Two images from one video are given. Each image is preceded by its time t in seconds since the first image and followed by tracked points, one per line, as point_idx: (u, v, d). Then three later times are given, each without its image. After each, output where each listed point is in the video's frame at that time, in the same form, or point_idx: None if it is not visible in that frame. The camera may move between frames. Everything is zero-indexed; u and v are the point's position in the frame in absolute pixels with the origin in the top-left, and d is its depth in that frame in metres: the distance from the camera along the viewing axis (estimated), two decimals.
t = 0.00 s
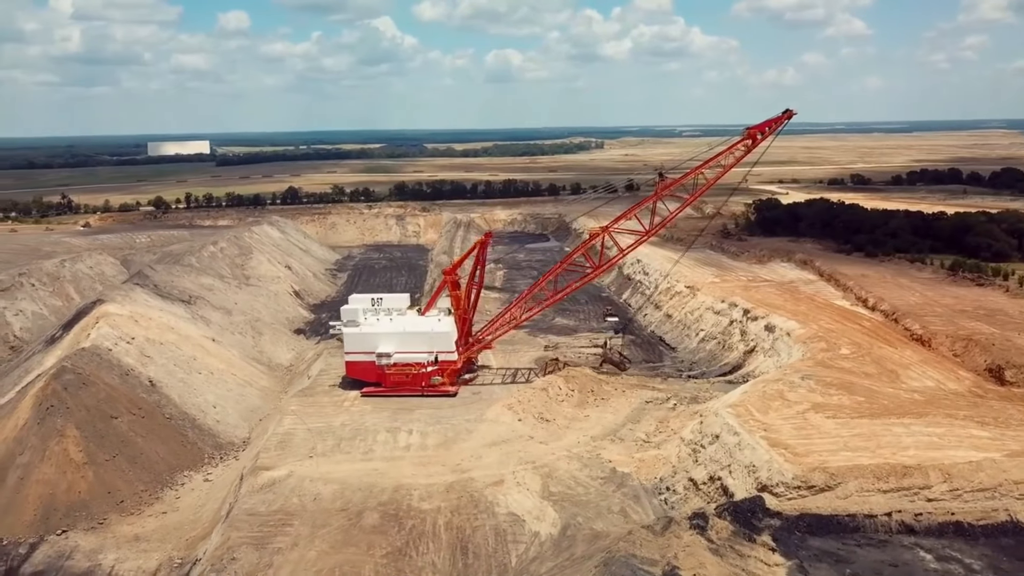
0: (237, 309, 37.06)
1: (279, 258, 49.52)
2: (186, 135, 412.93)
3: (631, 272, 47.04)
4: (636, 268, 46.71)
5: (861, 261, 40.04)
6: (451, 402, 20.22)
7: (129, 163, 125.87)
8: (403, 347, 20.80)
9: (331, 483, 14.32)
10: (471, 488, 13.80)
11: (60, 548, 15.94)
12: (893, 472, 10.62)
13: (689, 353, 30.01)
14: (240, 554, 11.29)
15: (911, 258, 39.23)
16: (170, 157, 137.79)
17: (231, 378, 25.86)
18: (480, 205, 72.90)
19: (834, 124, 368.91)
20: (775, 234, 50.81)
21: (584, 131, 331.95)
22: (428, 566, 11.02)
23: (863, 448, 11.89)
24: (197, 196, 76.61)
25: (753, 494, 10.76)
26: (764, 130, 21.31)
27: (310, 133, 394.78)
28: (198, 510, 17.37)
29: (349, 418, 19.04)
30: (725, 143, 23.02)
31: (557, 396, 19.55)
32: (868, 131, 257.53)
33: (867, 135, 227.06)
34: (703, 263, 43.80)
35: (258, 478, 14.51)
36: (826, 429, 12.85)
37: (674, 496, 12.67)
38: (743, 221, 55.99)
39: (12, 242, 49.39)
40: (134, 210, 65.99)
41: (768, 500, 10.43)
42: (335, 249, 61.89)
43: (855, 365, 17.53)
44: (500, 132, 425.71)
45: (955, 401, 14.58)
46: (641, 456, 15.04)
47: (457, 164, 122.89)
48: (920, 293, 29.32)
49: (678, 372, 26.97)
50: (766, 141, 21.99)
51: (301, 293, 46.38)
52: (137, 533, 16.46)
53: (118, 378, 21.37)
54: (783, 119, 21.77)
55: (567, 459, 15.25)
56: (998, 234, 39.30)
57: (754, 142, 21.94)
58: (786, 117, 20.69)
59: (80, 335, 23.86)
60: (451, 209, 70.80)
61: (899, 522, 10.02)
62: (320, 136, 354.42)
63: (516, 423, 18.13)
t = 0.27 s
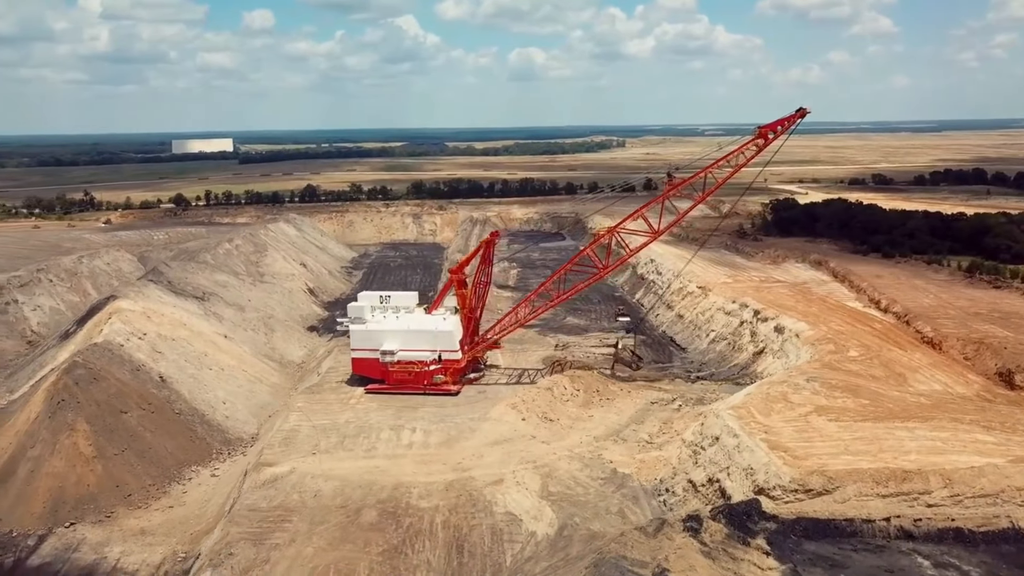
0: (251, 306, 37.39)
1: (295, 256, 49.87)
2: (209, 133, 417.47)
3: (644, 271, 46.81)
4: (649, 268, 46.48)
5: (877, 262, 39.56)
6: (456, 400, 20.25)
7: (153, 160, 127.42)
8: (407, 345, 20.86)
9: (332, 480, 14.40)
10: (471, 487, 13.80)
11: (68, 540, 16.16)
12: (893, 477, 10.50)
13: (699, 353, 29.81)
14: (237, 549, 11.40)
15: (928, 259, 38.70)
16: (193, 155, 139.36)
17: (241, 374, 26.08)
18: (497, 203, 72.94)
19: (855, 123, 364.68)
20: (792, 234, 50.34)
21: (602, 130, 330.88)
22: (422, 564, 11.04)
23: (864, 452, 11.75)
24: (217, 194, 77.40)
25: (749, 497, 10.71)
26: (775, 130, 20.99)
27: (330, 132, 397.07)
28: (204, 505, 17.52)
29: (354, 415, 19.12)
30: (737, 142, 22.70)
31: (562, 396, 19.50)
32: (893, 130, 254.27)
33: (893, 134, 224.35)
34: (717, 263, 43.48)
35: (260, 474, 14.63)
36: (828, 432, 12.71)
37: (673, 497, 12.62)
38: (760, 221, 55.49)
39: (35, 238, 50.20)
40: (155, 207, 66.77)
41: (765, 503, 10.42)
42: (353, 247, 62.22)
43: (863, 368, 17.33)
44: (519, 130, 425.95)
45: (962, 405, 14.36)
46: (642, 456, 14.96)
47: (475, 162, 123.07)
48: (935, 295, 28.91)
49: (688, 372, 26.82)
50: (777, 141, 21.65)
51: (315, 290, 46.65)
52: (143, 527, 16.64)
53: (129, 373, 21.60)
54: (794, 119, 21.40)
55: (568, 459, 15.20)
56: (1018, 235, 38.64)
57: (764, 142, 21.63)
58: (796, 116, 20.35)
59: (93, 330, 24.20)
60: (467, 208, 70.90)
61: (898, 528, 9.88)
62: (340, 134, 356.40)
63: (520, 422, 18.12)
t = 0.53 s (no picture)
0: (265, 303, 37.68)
1: (309, 254, 50.19)
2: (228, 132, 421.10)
3: (656, 272, 46.65)
4: (662, 269, 46.27)
5: (892, 265, 39.12)
6: (461, 399, 20.31)
7: (174, 158, 128.86)
8: (412, 344, 20.99)
9: (334, 478, 14.50)
10: (471, 486, 13.83)
11: (75, 533, 16.39)
12: (893, 482, 10.40)
13: (708, 355, 29.64)
14: (236, 545, 11.54)
15: (945, 262, 38.22)
16: (214, 154, 140.63)
17: (251, 372, 26.30)
18: (512, 202, 72.98)
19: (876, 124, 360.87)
20: (807, 236, 49.91)
21: (620, 131, 329.91)
22: (419, 563, 11.09)
23: (866, 457, 11.63)
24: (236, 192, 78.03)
25: (747, 499, 10.66)
26: (786, 129, 20.75)
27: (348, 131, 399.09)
28: (210, 501, 17.69)
29: (359, 413, 19.23)
30: (747, 143, 22.46)
31: (567, 396, 19.47)
32: (915, 131, 251.32)
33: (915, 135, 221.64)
34: (730, 265, 43.21)
35: (264, 471, 14.76)
36: (830, 436, 12.61)
37: (673, 499, 12.58)
38: (775, 222, 55.09)
39: (55, 234, 50.95)
40: (174, 204, 67.47)
41: (762, 507, 10.29)
42: (368, 246, 62.53)
43: (870, 371, 17.15)
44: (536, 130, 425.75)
45: (969, 410, 14.19)
46: (644, 458, 14.91)
47: (491, 162, 123.25)
48: (949, 299, 28.56)
49: (696, 374, 26.68)
50: (788, 141, 21.40)
51: (328, 288, 46.93)
52: (150, 521, 16.85)
53: (139, 369, 21.86)
54: (806, 120, 21.15)
55: (570, 460, 15.18)
56: None
57: (775, 142, 21.40)
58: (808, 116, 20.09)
59: (106, 326, 24.53)
60: (483, 207, 70.97)
61: (896, 533, 9.78)
62: (358, 133, 358.22)
63: (524, 422, 18.11)
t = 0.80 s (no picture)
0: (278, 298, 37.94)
1: (323, 252, 50.47)
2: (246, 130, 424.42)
3: (669, 272, 46.48)
4: (675, 269, 46.08)
5: (907, 267, 38.71)
6: (467, 398, 20.35)
7: (194, 156, 130.13)
8: (417, 342, 21.16)
9: (337, 475, 14.59)
10: (472, 485, 13.85)
11: (84, 526, 16.62)
12: (894, 486, 10.34)
13: (718, 357, 29.48)
14: (237, 540, 11.66)
15: (961, 264, 37.78)
16: (233, 152, 141.79)
17: (262, 368, 26.51)
18: (527, 201, 72.97)
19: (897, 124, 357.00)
20: (823, 237, 49.48)
21: (637, 130, 328.85)
22: (417, 561, 11.14)
23: (869, 460, 11.56)
24: (253, 190, 78.61)
25: (746, 502, 10.62)
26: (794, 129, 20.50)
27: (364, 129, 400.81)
28: (217, 496, 17.87)
29: (365, 411, 19.33)
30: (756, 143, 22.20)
31: (573, 397, 19.45)
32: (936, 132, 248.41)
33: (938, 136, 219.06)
34: (743, 265, 42.93)
35: (268, 467, 14.87)
36: (833, 439, 12.53)
37: (674, 501, 12.54)
38: (790, 223, 54.67)
39: (74, 231, 51.66)
40: (192, 202, 68.08)
41: (761, 509, 10.28)
42: (383, 244, 62.80)
43: (878, 374, 16.99)
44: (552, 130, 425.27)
45: (977, 415, 14.03)
46: (647, 459, 14.85)
47: (507, 161, 123.36)
48: (963, 302, 28.22)
49: (705, 375, 26.54)
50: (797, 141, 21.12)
51: (341, 286, 47.17)
52: (156, 515, 17.06)
53: (150, 365, 22.09)
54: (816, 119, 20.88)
55: (573, 460, 15.16)
56: None
57: (784, 142, 21.18)
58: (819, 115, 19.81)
59: (119, 322, 24.83)
60: (498, 206, 71.01)
61: (897, 538, 9.68)
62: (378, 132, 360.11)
63: (528, 422, 18.07)
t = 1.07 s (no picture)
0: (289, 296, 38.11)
1: (335, 251, 50.67)
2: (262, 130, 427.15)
3: (681, 273, 46.30)
4: (687, 270, 45.85)
5: (922, 269, 38.32)
6: (475, 398, 20.36)
7: (210, 155, 131.00)
8: (423, 341, 21.20)
9: (343, 473, 14.65)
10: (477, 485, 13.85)
11: (93, 522, 16.78)
12: (900, 490, 10.27)
13: (728, 358, 29.31)
14: (242, 538, 11.74)
15: (977, 266, 37.35)
16: (249, 150, 142.66)
17: (272, 366, 26.65)
18: (540, 201, 72.87)
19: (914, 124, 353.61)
20: (837, 238, 49.08)
21: (651, 130, 327.80)
22: (419, 560, 11.15)
23: (875, 464, 11.47)
24: (268, 188, 79.05)
25: (750, 505, 10.57)
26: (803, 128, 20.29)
27: (378, 129, 402.14)
28: (224, 494, 18.00)
29: (373, 410, 19.38)
30: (765, 144, 22.02)
31: (580, 398, 19.42)
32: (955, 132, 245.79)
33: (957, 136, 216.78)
34: (755, 267, 42.67)
35: (274, 466, 14.95)
36: (840, 443, 12.44)
37: (678, 503, 12.48)
38: (803, 224, 54.27)
39: (90, 229, 52.13)
40: (207, 200, 68.56)
41: (765, 513, 10.29)
42: (396, 243, 62.97)
43: (888, 377, 16.84)
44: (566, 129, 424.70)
45: (987, 419, 13.87)
46: (653, 461, 14.79)
47: (521, 160, 123.29)
48: (977, 304, 27.91)
49: (714, 376, 26.39)
50: (805, 142, 20.90)
51: (353, 285, 47.34)
52: (164, 512, 17.22)
53: (161, 362, 22.27)
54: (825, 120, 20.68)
55: (578, 460, 15.12)
56: None
57: (792, 142, 20.97)
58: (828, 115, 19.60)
59: (130, 319, 25.06)
60: (511, 205, 70.99)
61: (903, 543, 9.53)
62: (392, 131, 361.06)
63: (535, 422, 18.03)
